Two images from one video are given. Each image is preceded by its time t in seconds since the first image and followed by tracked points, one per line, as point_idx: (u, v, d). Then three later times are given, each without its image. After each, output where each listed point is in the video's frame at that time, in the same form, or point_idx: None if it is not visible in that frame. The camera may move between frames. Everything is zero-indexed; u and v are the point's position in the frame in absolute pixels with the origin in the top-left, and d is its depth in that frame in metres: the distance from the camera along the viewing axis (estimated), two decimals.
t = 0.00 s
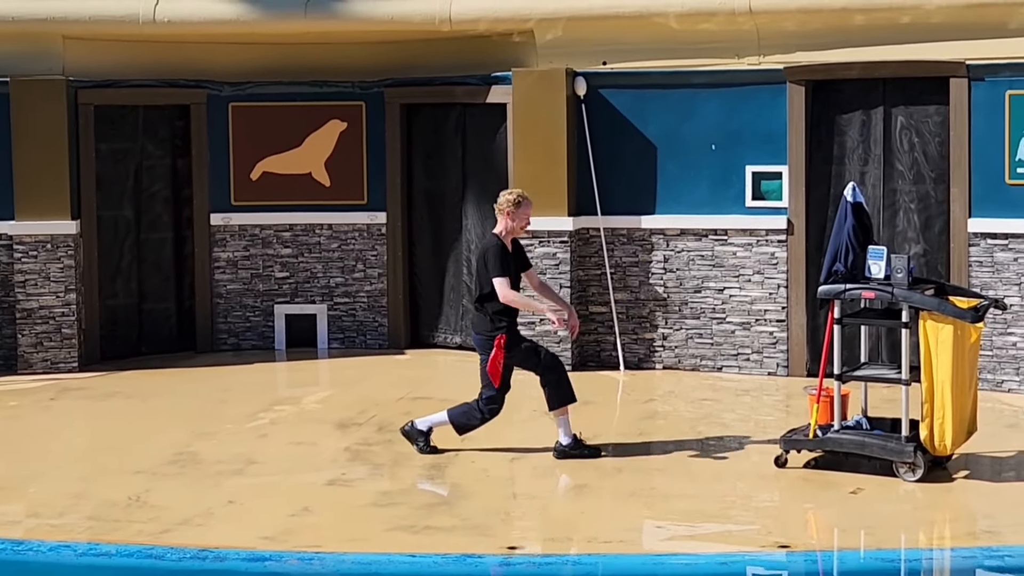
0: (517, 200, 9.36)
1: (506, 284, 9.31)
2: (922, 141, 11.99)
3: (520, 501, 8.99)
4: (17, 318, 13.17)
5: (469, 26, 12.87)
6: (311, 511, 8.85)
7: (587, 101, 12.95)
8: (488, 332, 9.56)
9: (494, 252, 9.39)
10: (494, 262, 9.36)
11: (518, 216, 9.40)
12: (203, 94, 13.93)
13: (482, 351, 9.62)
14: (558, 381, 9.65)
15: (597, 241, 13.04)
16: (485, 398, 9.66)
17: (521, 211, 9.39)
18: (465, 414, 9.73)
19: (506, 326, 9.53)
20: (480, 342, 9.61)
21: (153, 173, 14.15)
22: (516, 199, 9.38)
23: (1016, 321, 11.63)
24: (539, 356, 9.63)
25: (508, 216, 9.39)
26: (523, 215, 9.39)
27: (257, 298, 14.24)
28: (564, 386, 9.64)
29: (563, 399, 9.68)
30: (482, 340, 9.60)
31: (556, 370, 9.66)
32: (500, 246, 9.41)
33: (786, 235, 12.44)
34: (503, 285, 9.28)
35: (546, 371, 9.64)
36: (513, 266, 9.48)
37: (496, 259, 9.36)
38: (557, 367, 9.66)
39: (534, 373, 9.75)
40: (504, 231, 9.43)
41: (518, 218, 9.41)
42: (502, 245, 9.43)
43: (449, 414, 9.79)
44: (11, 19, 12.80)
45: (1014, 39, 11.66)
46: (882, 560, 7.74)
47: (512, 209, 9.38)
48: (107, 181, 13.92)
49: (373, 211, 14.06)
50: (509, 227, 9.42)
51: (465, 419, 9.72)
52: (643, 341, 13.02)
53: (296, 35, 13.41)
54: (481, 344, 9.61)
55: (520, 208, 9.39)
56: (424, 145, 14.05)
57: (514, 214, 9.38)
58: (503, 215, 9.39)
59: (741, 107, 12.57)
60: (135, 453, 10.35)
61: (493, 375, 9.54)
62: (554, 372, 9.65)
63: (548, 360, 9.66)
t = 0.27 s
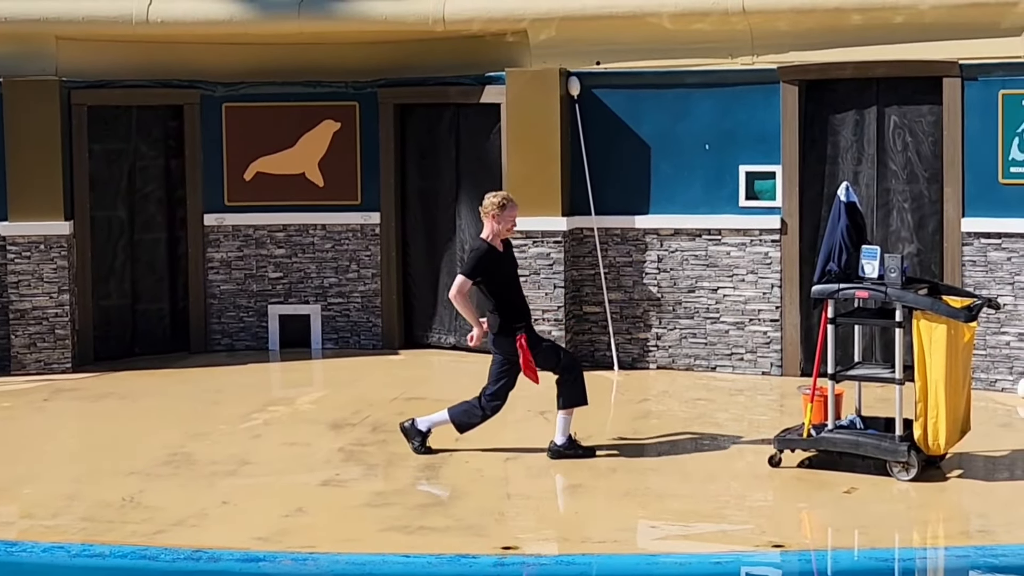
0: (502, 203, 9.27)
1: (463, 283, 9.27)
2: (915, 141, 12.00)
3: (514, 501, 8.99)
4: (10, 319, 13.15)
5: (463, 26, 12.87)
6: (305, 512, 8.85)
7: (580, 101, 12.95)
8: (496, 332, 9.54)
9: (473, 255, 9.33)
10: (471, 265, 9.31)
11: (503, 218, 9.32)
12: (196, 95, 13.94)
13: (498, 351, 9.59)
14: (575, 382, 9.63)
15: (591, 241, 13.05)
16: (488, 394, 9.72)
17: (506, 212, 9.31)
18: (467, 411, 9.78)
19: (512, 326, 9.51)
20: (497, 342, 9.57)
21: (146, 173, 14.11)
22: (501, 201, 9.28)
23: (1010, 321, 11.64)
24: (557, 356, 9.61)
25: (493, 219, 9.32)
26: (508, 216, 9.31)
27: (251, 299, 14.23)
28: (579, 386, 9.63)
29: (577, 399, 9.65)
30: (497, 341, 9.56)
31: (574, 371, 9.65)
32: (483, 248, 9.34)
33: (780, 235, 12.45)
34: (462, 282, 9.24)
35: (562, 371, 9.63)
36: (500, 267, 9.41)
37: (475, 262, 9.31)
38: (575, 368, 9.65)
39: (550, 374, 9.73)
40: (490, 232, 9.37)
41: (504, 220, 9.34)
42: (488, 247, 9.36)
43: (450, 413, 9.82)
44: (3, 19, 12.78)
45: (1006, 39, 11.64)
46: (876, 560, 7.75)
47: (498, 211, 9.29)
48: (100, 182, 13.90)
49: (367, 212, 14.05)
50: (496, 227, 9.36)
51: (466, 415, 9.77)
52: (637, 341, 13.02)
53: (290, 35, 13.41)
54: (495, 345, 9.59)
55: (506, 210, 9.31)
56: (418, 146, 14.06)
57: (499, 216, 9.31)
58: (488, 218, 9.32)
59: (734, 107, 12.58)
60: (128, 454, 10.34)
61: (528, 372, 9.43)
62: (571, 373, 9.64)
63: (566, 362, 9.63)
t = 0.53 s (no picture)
0: (498, 204, 9.29)
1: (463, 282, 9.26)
2: (911, 139, 12.02)
3: (511, 500, 8.98)
4: (7, 318, 13.14)
5: (458, 25, 12.87)
6: (301, 511, 8.84)
7: (577, 100, 12.95)
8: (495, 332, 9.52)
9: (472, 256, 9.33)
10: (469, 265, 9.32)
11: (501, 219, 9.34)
12: (192, 94, 13.93)
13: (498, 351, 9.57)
14: (577, 383, 9.58)
15: (588, 240, 13.06)
16: (488, 395, 9.72)
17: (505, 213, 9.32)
18: (466, 411, 9.78)
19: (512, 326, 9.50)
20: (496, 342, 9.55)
21: (142, 173, 14.11)
22: (497, 202, 9.31)
23: (1006, 319, 11.65)
24: (559, 356, 9.57)
25: (491, 220, 9.35)
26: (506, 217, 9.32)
27: (247, 298, 14.23)
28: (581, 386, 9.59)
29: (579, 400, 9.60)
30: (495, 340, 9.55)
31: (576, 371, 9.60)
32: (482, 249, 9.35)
33: (776, 234, 12.46)
34: (462, 281, 9.24)
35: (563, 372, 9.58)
36: (498, 268, 9.41)
37: (474, 262, 9.32)
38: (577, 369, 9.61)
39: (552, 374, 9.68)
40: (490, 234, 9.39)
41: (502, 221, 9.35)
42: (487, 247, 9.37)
43: (449, 412, 9.81)
44: None
45: (1002, 37, 11.62)
46: (872, 558, 7.75)
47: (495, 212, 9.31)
48: (96, 182, 13.90)
49: (363, 211, 14.06)
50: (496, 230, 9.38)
51: (466, 415, 9.76)
52: (633, 340, 13.02)
53: (286, 35, 13.40)
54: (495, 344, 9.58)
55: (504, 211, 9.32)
56: (414, 145, 14.05)
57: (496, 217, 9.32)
58: (486, 219, 9.35)
59: (730, 106, 12.58)
60: (125, 454, 10.33)
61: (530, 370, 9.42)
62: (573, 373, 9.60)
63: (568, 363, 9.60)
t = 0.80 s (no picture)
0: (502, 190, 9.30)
1: (497, 265, 9.31)
2: (909, 135, 12.03)
3: (509, 496, 8.99)
4: (4, 315, 13.14)
5: (456, 22, 12.86)
6: (299, 508, 8.85)
7: (574, 96, 12.94)
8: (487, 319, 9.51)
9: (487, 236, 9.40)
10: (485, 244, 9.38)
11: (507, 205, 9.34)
12: (189, 91, 13.92)
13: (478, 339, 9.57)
14: (549, 378, 9.65)
15: (586, 237, 13.05)
16: (468, 384, 9.69)
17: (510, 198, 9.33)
18: (447, 401, 9.78)
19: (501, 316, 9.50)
20: (478, 330, 9.56)
21: (140, 170, 14.10)
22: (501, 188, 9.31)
23: (1004, 315, 11.65)
24: (532, 352, 9.62)
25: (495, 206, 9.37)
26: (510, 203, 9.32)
27: (245, 295, 14.24)
28: (552, 381, 9.66)
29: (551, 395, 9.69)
30: (477, 327, 9.56)
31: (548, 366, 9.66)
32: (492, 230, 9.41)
33: (774, 230, 12.47)
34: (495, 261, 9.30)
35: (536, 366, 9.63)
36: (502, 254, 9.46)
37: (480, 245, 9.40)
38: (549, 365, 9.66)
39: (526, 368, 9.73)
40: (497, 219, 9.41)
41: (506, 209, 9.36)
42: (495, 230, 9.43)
43: (432, 406, 9.83)
44: None
45: (1000, 33, 11.54)
46: (870, 554, 7.76)
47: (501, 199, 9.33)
48: (94, 179, 13.89)
49: (361, 208, 14.07)
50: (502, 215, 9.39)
51: (447, 406, 9.77)
52: (631, 336, 13.03)
53: (283, 32, 13.39)
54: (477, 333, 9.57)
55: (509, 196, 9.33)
56: (412, 142, 14.04)
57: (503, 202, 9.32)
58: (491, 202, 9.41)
59: (728, 102, 12.58)
60: (123, 451, 10.33)
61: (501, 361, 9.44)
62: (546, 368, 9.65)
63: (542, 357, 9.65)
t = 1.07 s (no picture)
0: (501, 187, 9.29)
1: (503, 265, 9.32)
2: (908, 130, 12.02)
3: (510, 492, 8.99)
4: (4, 312, 13.13)
5: (455, 18, 12.86)
6: (299, 504, 8.85)
7: (573, 92, 12.94)
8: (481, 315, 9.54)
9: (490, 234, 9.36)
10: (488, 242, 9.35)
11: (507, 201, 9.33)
12: (189, 88, 13.92)
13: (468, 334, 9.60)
14: (540, 379, 9.66)
15: (585, 233, 13.04)
16: (465, 382, 9.69)
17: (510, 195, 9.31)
18: (444, 398, 9.77)
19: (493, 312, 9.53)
20: (468, 325, 9.61)
21: (139, 166, 14.10)
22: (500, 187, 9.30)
23: (1003, 310, 11.65)
24: (522, 350, 9.62)
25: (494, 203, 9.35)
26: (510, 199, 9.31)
27: (245, 291, 14.24)
28: (544, 382, 9.67)
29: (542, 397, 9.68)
30: (469, 323, 9.60)
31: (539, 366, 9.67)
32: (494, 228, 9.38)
33: (774, 226, 12.46)
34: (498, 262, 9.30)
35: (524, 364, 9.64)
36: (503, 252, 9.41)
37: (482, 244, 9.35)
38: (541, 365, 9.68)
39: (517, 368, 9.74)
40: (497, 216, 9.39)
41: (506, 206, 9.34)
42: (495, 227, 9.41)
43: (429, 402, 9.82)
44: None
45: (999, 28, 11.54)
46: (870, 549, 7.76)
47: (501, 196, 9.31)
48: (93, 175, 13.89)
49: (360, 204, 14.07)
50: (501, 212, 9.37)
51: (444, 403, 9.76)
52: (631, 332, 13.03)
53: (283, 28, 13.39)
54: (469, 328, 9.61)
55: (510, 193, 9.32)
56: (411, 138, 14.04)
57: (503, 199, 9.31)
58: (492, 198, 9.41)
59: (728, 98, 12.58)
60: (122, 447, 10.33)
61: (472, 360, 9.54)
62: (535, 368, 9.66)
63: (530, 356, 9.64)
